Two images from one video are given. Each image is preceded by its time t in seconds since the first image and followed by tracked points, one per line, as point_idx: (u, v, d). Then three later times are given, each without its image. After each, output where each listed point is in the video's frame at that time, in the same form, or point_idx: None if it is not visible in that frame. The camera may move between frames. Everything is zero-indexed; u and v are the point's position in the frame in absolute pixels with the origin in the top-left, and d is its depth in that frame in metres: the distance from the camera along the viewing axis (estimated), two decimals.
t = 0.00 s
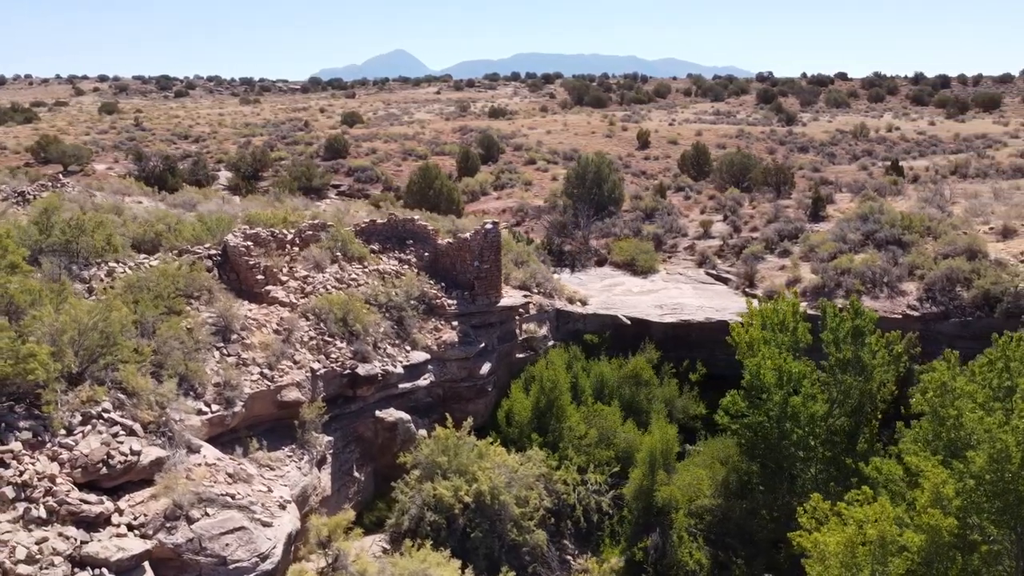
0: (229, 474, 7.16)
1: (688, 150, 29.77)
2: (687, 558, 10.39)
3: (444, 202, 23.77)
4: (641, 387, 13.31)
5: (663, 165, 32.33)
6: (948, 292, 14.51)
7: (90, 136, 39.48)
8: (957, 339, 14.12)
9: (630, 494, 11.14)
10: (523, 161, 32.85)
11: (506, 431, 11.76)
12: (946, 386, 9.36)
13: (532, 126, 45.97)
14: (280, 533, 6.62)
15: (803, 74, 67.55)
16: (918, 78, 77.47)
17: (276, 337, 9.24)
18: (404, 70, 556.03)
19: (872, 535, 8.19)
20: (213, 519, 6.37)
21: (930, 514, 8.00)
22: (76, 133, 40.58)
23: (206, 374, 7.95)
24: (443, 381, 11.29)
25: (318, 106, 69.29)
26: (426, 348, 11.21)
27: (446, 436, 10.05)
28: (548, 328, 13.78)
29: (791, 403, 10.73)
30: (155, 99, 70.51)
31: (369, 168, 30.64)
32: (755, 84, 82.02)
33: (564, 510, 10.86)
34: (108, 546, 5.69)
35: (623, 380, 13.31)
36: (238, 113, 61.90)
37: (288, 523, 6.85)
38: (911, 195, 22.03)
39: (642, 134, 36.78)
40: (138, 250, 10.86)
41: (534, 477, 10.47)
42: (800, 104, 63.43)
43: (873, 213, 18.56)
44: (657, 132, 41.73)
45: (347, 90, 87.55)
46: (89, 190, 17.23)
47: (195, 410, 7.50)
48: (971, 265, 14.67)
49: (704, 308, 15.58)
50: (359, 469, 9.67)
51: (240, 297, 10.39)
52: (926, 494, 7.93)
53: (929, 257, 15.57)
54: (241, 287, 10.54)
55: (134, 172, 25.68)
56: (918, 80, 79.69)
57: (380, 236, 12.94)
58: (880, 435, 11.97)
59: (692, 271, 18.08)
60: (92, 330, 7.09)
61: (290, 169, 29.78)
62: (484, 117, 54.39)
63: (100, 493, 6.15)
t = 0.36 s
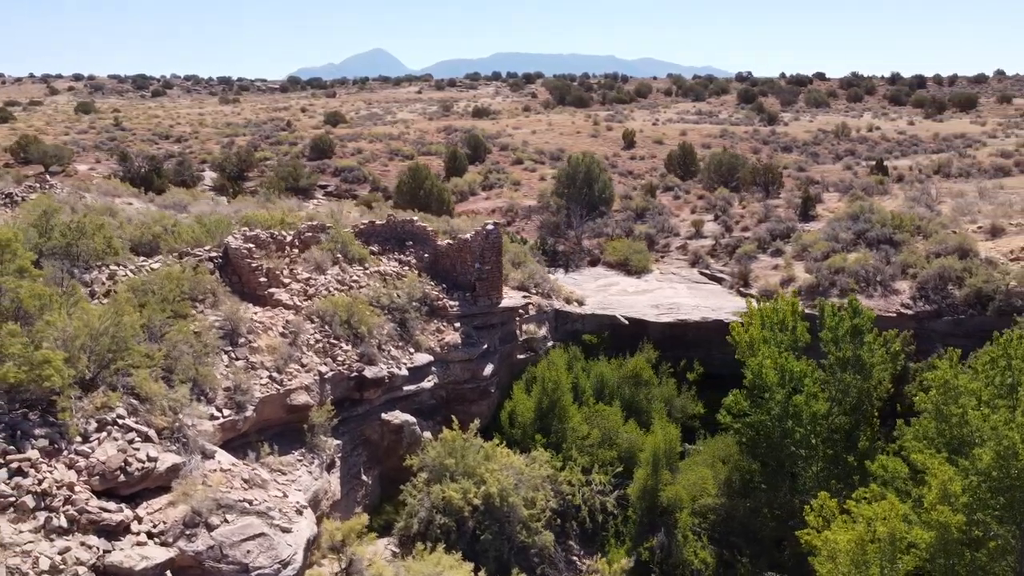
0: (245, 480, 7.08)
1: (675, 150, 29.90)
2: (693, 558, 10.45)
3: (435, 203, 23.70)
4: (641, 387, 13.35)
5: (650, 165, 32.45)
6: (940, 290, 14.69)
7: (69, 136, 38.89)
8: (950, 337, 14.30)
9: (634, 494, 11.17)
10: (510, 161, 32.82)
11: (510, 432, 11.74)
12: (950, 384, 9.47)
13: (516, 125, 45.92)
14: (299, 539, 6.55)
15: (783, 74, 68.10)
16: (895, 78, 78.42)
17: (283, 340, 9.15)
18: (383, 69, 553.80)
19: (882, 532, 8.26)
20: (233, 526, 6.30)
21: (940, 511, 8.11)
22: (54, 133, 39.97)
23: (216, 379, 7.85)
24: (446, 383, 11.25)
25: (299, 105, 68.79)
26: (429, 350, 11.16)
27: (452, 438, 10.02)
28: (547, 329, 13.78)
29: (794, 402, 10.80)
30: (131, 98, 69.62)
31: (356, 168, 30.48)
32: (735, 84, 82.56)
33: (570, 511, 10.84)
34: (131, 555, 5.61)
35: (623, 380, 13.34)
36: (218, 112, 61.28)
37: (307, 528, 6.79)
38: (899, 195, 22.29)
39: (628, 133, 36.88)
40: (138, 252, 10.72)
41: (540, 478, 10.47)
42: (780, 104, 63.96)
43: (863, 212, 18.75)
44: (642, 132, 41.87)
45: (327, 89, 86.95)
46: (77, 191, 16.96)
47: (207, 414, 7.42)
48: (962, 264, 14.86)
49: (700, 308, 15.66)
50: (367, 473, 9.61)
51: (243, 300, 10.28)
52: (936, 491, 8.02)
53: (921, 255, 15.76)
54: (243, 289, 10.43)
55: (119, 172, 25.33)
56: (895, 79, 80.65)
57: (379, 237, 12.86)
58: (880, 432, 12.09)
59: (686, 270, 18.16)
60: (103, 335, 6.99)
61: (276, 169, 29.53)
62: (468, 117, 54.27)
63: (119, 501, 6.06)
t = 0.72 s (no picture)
0: (262, 485, 7.01)
1: (661, 150, 30.03)
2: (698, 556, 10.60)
3: (425, 203, 23.63)
4: (641, 386, 13.40)
5: (636, 164, 32.57)
6: (932, 288, 14.88)
7: (47, 136, 38.28)
8: (942, 334, 14.49)
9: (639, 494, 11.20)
10: (497, 161, 32.81)
11: (513, 433, 11.71)
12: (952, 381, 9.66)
13: (500, 125, 45.95)
14: (321, 544, 6.49)
15: (763, 74, 68.64)
16: (872, 78, 79.44)
17: (291, 343, 9.07)
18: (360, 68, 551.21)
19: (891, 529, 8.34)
20: (254, 532, 6.23)
21: (948, 507, 8.18)
22: (31, 133, 39.32)
23: (228, 383, 7.76)
24: (450, 384, 11.21)
25: (279, 105, 68.21)
26: (433, 351, 11.12)
27: (460, 440, 10.02)
28: (546, 329, 13.78)
29: (795, 400, 10.95)
30: (107, 97, 68.68)
31: (342, 168, 30.35)
32: (714, 83, 83.13)
33: (575, 511, 10.82)
34: (157, 563, 5.53)
35: (623, 379, 13.38)
36: (197, 111, 60.65)
37: (327, 533, 6.73)
38: (884, 194, 22.56)
39: (613, 133, 36.99)
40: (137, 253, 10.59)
41: (547, 478, 10.46)
42: (760, 104, 64.46)
43: (853, 212, 18.95)
44: (626, 131, 41.99)
45: (306, 89, 86.38)
46: (65, 192, 16.70)
47: (221, 419, 7.33)
48: (953, 262, 15.06)
49: (695, 307, 15.73)
50: (375, 475, 9.56)
51: (246, 302, 10.17)
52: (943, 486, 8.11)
53: (912, 254, 15.95)
54: (246, 291, 10.32)
55: (102, 173, 24.97)
56: (871, 79, 81.64)
57: (378, 238, 12.79)
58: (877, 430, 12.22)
59: (679, 270, 18.25)
60: (116, 340, 6.89)
61: (262, 169, 29.28)
62: (450, 116, 54.17)
63: (139, 509, 5.97)
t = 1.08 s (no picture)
0: (280, 491, 6.94)
1: (647, 149, 30.15)
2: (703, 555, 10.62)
3: (414, 203, 23.54)
4: (641, 386, 13.46)
5: (621, 164, 32.68)
6: (924, 286, 15.08)
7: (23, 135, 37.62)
8: (935, 332, 14.68)
9: (644, 493, 11.25)
10: (482, 161, 32.76)
11: (516, 434, 11.69)
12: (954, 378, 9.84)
13: (484, 125, 45.88)
14: (343, 549, 6.44)
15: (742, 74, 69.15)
16: (848, 78, 80.37)
17: (299, 346, 8.98)
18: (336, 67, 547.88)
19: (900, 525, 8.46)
20: (277, 538, 6.17)
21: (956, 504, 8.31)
22: (7, 133, 38.63)
23: (240, 388, 7.67)
24: (454, 386, 11.17)
25: (258, 104, 67.62)
26: (436, 353, 11.07)
27: (467, 442, 10.00)
28: (546, 329, 13.78)
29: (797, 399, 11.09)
30: (82, 96, 67.62)
31: (328, 168, 30.17)
32: (693, 83, 83.62)
33: (582, 511, 10.81)
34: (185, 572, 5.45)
35: (623, 379, 13.41)
36: (175, 111, 59.92)
37: (348, 538, 6.68)
38: (870, 193, 22.82)
39: (597, 133, 37.09)
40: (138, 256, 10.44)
41: (555, 479, 10.47)
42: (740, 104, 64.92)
43: (842, 211, 19.15)
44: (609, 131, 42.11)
45: (284, 88, 85.75)
46: (52, 193, 16.43)
47: (236, 423, 7.23)
48: (944, 261, 15.27)
49: (691, 306, 15.82)
50: (383, 479, 9.49)
51: (249, 305, 10.07)
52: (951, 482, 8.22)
53: (902, 253, 16.16)
54: (249, 294, 10.21)
55: (85, 173, 24.59)
56: (847, 79, 82.57)
57: (378, 239, 12.72)
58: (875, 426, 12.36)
59: (671, 269, 18.34)
60: (131, 345, 6.79)
61: (246, 169, 29.00)
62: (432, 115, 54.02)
63: (162, 517, 5.88)
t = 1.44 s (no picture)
0: (299, 496, 6.88)
1: (632, 149, 30.25)
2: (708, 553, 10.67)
3: (403, 203, 23.43)
4: (640, 385, 13.51)
5: (606, 163, 32.78)
6: (915, 284, 15.28)
7: None
8: (926, 328, 14.88)
9: (648, 492, 11.29)
10: (468, 160, 32.70)
11: (519, 435, 11.67)
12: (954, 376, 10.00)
13: (466, 124, 45.83)
14: (367, 555, 6.39)
15: (720, 74, 69.65)
16: (823, 78, 81.38)
17: (307, 349, 8.90)
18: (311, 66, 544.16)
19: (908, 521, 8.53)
20: (302, 544, 6.11)
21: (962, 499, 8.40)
22: None
23: (254, 392, 7.57)
24: (458, 387, 11.13)
25: (236, 103, 66.95)
26: (440, 354, 11.01)
27: (475, 444, 9.99)
28: (544, 330, 13.78)
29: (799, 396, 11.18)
30: (54, 95, 66.51)
31: (313, 168, 29.94)
32: (671, 82, 84.12)
33: (587, 511, 10.81)
34: None
35: (622, 379, 13.44)
36: (151, 110, 59.13)
37: (370, 543, 6.63)
38: (856, 192, 23.08)
39: (581, 132, 37.17)
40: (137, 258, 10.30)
41: (562, 480, 10.48)
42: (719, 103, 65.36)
43: (831, 210, 19.36)
44: (592, 130, 42.22)
45: (261, 87, 84.95)
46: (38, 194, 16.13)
47: (252, 427, 7.15)
48: (934, 258, 15.50)
49: (685, 305, 15.90)
50: (392, 481, 9.44)
51: (252, 307, 9.95)
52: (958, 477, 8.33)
53: (893, 251, 16.37)
54: (252, 296, 10.10)
55: (66, 174, 24.19)
56: (823, 79, 83.53)
57: (377, 240, 12.64)
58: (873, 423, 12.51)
59: (664, 268, 18.43)
60: (147, 350, 6.70)
61: (230, 169, 28.69)
62: (413, 114, 53.83)
63: (186, 524, 5.79)
